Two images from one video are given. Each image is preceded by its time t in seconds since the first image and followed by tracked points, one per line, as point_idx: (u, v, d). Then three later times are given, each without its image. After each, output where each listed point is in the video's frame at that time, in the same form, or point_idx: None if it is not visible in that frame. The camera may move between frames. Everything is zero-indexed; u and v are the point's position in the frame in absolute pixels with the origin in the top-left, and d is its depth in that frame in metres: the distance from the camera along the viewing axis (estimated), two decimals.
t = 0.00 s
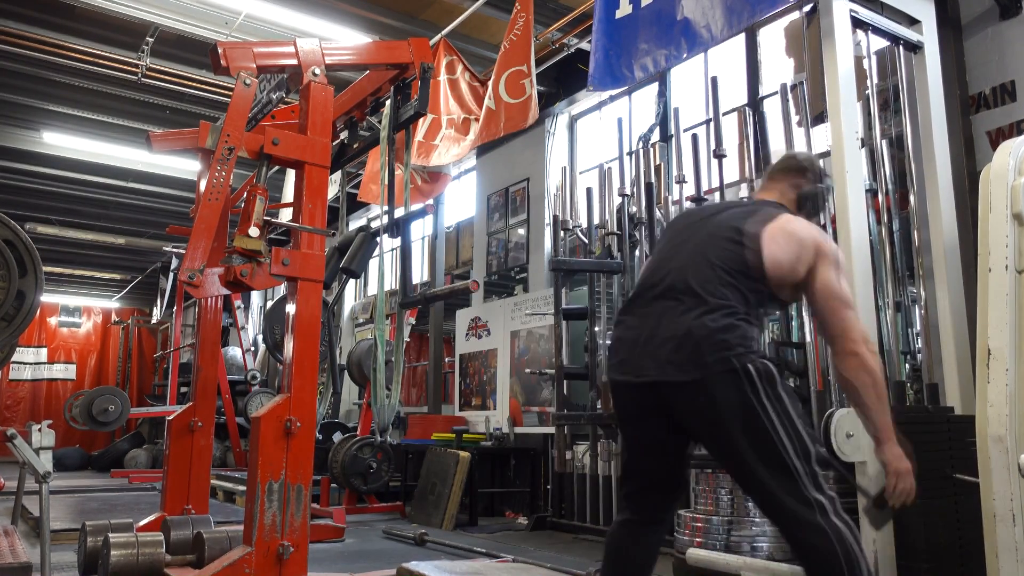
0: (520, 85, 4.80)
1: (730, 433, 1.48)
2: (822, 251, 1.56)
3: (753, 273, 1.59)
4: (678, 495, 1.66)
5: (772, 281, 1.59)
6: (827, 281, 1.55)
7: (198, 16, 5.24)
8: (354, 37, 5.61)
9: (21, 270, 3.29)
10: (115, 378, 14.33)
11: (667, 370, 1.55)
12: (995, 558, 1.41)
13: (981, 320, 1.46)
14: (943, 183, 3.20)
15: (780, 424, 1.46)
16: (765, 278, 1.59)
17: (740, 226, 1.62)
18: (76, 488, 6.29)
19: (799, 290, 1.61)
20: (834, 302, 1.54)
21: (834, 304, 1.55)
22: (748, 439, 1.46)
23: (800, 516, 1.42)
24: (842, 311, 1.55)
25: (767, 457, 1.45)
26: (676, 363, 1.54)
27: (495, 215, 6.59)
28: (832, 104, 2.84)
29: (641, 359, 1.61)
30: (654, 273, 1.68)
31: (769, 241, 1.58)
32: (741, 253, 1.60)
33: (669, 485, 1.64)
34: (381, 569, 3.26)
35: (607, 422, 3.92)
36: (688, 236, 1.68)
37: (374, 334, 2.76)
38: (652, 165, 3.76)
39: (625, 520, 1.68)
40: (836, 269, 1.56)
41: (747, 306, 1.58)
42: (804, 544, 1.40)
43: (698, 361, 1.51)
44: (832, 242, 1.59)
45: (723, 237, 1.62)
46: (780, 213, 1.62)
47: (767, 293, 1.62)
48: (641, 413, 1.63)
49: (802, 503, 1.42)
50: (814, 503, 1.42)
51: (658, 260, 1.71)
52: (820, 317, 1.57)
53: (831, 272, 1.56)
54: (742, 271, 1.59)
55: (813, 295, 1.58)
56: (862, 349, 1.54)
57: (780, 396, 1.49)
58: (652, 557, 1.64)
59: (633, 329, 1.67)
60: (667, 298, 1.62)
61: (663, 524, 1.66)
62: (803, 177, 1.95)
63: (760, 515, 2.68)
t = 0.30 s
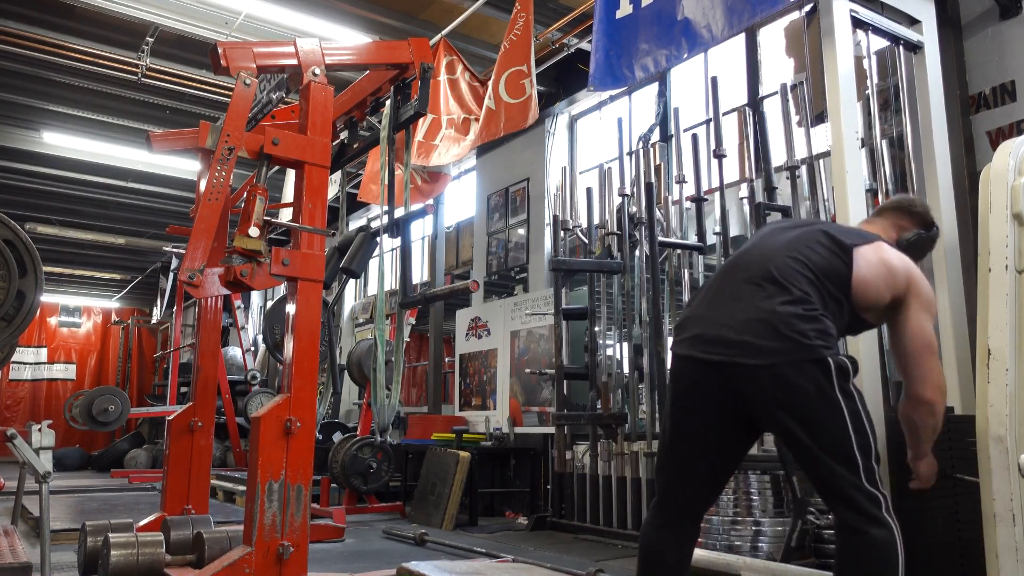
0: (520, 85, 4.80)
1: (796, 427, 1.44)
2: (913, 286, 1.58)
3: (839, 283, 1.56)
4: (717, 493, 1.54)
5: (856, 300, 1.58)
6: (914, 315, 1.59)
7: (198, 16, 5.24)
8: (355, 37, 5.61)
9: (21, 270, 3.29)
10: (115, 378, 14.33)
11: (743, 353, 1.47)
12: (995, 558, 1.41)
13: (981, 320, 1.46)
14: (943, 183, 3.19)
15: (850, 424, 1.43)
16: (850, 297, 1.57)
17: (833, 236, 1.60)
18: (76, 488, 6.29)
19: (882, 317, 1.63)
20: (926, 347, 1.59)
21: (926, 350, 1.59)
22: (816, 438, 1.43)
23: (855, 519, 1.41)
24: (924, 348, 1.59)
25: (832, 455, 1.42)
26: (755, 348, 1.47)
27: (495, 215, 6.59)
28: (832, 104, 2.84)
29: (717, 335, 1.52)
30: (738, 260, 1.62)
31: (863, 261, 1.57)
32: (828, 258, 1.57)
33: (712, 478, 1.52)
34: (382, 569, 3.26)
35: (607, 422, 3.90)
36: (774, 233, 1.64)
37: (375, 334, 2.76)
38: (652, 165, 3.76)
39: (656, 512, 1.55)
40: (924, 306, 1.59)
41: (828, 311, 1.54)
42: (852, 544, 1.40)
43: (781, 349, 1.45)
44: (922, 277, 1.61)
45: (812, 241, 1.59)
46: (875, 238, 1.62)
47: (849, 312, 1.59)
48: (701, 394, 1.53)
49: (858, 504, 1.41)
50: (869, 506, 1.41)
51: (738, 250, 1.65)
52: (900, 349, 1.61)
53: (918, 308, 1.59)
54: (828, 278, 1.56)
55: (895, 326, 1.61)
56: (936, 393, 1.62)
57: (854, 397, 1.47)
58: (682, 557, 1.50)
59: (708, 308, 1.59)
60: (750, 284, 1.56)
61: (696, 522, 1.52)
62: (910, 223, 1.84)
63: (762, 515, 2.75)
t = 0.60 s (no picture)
0: (520, 85, 4.80)
1: (838, 442, 1.41)
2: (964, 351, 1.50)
3: (905, 339, 1.50)
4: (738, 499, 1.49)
5: (913, 363, 1.52)
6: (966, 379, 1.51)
7: (198, 16, 5.24)
8: (355, 37, 5.61)
9: (21, 270, 3.29)
10: (115, 378, 14.34)
11: (807, 369, 1.41)
12: (994, 559, 1.40)
13: (982, 320, 1.46)
14: (943, 182, 3.19)
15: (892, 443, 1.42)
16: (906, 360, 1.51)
17: (906, 289, 1.53)
18: (76, 488, 6.29)
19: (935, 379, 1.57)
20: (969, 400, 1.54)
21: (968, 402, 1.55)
22: (858, 453, 1.41)
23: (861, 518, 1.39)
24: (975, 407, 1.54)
25: (869, 467, 1.41)
26: (817, 366, 1.41)
27: (495, 215, 6.59)
28: (831, 104, 2.84)
29: (782, 345, 1.45)
30: (813, 280, 1.55)
31: (924, 326, 1.51)
32: (900, 311, 1.50)
33: (737, 484, 1.46)
34: (382, 569, 3.27)
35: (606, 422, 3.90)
36: (851, 266, 1.57)
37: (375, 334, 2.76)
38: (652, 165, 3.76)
39: (672, 513, 1.48)
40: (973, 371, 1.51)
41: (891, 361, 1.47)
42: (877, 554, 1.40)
43: (844, 369, 1.40)
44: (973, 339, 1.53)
45: (891, 288, 1.52)
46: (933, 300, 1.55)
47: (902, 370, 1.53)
48: (745, 399, 1.46)
49: (885, 512, 1.42)
50: (897, 514, 1.41)
51: (812, 271, 1.58)
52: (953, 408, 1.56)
53: (969, 371, 1.51)
54: (899, 331, 1.49)
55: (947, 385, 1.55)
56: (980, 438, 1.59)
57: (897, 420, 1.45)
58: (694, 561, 1.45)
59: (775, 317, 1.51)
60: (824, 305, 1.48)
61: (712, 527, 1.46)
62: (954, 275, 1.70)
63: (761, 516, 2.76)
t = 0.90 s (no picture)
0: (520, 85, 4.80)
1: (832, 441, 1.41)
2: (952, 340, 1.53)
3: (893, 333, 1.51)
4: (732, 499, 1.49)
5: (904, 355, 1.54)
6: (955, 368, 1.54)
7: (198, 17, 5.24)
8: (355, 37, 5.61)
9: (21, 270, 3.29)
10: (115, 377, 14.33)
11: (797, 367, 1.41)
12: (994, 559, 1.40)
13: (982, 320, 1.46)
14: (943, 182, 3.19)
15: (886, 442, 1.42)
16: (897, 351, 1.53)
17: (891, 280, 1.55)
18: (76, 488, 6.29)
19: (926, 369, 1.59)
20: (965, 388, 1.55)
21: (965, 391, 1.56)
22: (852, 450, 1.41)
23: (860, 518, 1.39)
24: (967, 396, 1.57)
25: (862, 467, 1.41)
26: (808, 364, 1.41)
27: (495, 215, 6.59)
28: (832, 104, 2.84)
29: (771, 344, 1.45)
30: (798, 278, 1.56)
31: (912, 316, 1.53)
32: (886, 304, 1.52)
33: (732, 484, 1.46)
34: (382, 569, 3.27)
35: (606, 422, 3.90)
36: (834, 262, 1.58)
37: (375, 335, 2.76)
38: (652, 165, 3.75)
39: (666, 514, 1.48)
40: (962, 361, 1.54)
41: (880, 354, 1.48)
42: (871, 552, 1.40)
43: (835, 366, 1.40)
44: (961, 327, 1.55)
45: (876, 281, 1.53)
46: (920, 290, 1.56)
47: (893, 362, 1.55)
48: (736, 398, 1.46)
49: (878, 511, 1.42)
50: (890, 514, 1.41)
51: (796, 269, 1.59)
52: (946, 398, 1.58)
53: (960, 359, 1.54)
54: (886, 322, 1.50)
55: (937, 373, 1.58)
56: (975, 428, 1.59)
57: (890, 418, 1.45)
58: (691, 561, 1.45)
59: (762, 316, 1.52)
60: (810, 303, 1.49)
61: (708, 527, 1.46)
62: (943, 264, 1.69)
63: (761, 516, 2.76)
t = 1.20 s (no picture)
0: (520, 85, 4.80)
1: (832, 438, 1.41)
2: (954, 332, 1.52)
3: (891, 327, 1.51)
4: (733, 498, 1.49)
5: (905, 348, 1.54)
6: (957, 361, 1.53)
7: (198, 16, 5.23)
8: (355, 37, 5.61)
9: (21, 270, 3.29)
10: (116, 377, 14.34)
11: (795, 364, 1.41)
12: (995, 559, 1.40)
13: (982, 320, 1.46)
14: (943, 182, 3.19)
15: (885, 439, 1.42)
16: (898, 345, 1.53)
17: (888, 273, 1.55)
18: (75, 488, 6.29)
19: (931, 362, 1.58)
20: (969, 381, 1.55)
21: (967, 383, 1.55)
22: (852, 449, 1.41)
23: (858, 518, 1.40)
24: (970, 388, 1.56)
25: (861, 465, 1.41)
26: (807, 362, 1.41)
27: (495, 215, 6.59)
28: (831, 104, 2.84)
29: (769, 341, 1.45)
30: (794, 275, 1.56)
31: (910, 308, 1.53)
32: (884, 298, 1.52)
33: (731, 481, 1.46)
34: (382, 569, 3.27)
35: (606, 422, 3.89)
36: (831, 258, 1.58)
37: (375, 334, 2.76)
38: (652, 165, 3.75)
39: (667, 513, 1.48)
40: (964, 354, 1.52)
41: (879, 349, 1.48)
42: (870, 550, 1.40)
43: (832, 363, 1.40)
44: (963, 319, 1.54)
45: (873, 276, 1.54)
46: (919, 283, 1.56)
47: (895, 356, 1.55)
48: (735, 395, 1.46)
49: (877, 510, 1.42)
50: (890, 513, 1.41)
51: (792, 266, 1.59)
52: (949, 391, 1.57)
53: (963, 352, 1.53)
54: (884, 316, 1.51)
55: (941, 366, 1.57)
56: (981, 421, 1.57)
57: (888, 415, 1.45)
58: (692, 560, 1.45)
59: (759, 313, 1.52)
60: (806, 300, 1.49)
61: (709, 526, 1.46)
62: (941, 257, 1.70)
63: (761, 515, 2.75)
